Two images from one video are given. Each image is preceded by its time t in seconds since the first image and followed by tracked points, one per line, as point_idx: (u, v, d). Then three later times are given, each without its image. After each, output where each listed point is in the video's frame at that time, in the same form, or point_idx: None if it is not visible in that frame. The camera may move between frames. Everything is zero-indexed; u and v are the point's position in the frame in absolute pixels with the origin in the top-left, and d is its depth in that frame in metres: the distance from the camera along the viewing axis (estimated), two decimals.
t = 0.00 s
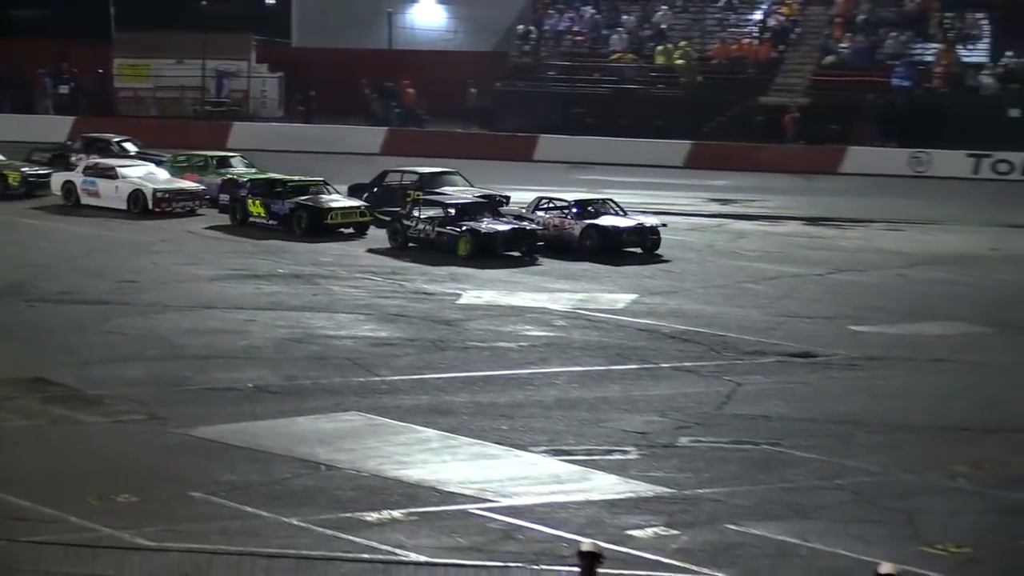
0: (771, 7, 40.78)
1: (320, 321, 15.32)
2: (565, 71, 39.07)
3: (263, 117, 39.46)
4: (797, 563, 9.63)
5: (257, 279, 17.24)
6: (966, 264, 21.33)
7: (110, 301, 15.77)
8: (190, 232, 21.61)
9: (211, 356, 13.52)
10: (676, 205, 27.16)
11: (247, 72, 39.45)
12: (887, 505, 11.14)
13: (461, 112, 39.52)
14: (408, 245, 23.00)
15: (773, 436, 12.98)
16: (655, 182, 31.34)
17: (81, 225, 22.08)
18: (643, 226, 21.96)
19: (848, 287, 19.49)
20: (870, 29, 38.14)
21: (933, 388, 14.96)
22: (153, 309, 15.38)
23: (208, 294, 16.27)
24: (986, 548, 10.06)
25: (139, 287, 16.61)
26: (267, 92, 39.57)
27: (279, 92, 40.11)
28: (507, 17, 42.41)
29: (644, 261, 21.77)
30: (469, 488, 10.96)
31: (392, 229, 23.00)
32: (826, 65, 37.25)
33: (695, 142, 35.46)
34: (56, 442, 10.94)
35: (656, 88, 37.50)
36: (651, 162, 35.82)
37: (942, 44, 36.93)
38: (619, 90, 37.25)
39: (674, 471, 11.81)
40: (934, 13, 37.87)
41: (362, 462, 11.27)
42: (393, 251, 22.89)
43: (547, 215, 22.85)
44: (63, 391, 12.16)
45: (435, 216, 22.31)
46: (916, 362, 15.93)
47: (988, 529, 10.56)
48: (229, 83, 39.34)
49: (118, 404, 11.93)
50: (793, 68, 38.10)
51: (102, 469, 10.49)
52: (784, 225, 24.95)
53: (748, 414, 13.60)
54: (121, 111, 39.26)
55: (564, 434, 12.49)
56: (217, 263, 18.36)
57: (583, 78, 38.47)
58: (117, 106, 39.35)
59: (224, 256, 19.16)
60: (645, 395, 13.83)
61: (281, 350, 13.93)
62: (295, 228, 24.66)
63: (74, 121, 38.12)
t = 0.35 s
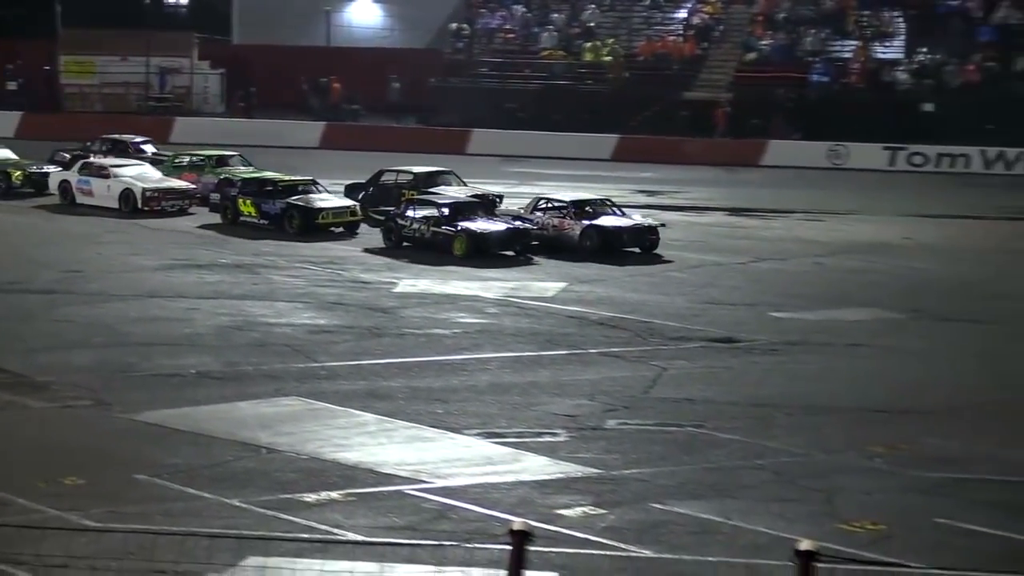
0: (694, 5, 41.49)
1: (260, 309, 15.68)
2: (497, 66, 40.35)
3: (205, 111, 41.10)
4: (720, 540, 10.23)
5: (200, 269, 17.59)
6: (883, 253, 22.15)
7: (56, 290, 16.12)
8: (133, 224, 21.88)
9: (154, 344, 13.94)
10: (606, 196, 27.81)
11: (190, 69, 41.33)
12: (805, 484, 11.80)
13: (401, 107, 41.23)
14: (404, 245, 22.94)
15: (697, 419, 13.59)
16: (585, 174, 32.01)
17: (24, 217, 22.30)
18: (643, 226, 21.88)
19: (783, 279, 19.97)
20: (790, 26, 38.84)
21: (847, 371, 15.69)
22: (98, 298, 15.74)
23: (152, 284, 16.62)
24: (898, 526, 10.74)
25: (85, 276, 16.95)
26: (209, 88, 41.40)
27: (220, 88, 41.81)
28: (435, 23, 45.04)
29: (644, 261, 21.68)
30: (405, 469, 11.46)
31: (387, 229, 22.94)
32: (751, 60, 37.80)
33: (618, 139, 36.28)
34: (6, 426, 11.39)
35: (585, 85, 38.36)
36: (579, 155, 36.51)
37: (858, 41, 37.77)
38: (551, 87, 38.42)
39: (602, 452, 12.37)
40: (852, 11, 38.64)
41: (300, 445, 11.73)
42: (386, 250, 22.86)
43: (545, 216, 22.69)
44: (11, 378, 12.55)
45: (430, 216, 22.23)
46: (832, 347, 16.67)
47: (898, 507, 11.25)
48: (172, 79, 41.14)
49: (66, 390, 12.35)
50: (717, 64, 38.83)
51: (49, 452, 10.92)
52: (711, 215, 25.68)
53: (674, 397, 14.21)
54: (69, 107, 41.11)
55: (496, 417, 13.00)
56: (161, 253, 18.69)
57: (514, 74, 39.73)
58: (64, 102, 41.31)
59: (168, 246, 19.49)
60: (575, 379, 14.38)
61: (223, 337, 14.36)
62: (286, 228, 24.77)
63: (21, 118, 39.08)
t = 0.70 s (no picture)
0: (611, 8, 42.49)
1: (201, 296, 16.31)
2: (425, 66, 41.13)
3: (149, 108, 41.25)
4: (638, 512, 11.10)
5: (143, 257, 18.21)
6: (791, 240, 23.29)
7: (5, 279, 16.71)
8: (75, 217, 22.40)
9: (100, 329, 14.63)
10: (531, 187, 28.72)
11: (134, 68, 41.31)
12: (715, 457, 12.75)
13: (331, 106, 42.28)
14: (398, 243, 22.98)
15: (616, 397, 14.49)
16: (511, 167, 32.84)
17: None
18: (636, 224, 21.99)
19: (716, 265, 20.72)
20: (702, 26, 40.07)
21: (753, 351, 16.71)
22: (45, 286, 16.34)
23: (96, 272, 17.22)
24: (803, 496, 11.69)
25: (33, 264, 17.53)
26: (152, 85, 41.74)
27: (163, 87, 42.27)
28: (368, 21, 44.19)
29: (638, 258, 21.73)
30: (340, 446, 12.22)
31: (378, 228, 23.01)
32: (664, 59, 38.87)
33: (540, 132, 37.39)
34: None
35: (508, 82, 39.28)
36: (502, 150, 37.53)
37: (766, 41, 39.23)
38: (477, 83, 39.39)
39: (527, 429, 13.22)
40: (759, 13, 40.18)
41: (240, 424, 12.46)
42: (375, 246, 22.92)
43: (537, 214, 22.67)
44: None
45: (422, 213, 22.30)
46: (741, 328, 17.70)
47: (800, 479, 12.22)
48: (116, 78, 41.19)
49: (18, 374, 13.03)
50: (634, 63, 39.98)
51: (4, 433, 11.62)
52: (631, 205, 26.66)
53: (594, 377, 15.10)
54: (17, 104, 40.39)
55: (427, 397, 13.79)
56: (105, 243, 19.26)
57: (441, 71, 40.53)
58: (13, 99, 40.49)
59: (112, 236, 20.07)
60: (501, 361, 15.22)
61: (166, 322, 15.05)
62: (280, 224, 24.94)
63: None
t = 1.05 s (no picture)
0: (552, 11, 43.77)
1: (165, 286, 17.11)
2: (377, 66, 41.87)
3: (115, 106, 42.42)
4: (579, 486, 12.01)
5: (109, 249, 19.04)
6: (726, 231, 24.42)
7: None
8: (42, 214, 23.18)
9: (69, 316, 15.46)
10: (477, 180, 29.72)
11: (99, 67, 42.65)
12: (650, 434, 13.70)
13: (285, 106, 43.60)
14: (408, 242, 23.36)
15: (557, 378, 15.42)
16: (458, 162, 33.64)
17: None
18: (651, 223, 22.51)
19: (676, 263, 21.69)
20: (636, 28, 41.24)
21: (686, 335, 17.72)
22: (17, 276, 17.17)
23: (66, 263, 18.05)
24: (732, 470, 12.64)
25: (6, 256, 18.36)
26: (117, 85, 42.66)
27: (128, 86, 43.15)
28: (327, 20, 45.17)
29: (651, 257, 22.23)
30: (296, 426, 13.05)
31: (390, 228, 23.40)
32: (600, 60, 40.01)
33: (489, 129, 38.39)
34: None
35: (454, 82, 40.24)
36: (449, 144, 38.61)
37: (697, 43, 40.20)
38: (426, 83, 40.31)
39: (475, 409, 14.09)
40: (691, 18, 41.09)
41: (202, 405, 13.25)
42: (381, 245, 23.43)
43: (555, 217, 23.14)
44: None
45: (434, 213, 22.73)
46: (675, 314, 18.71)
47: (728, 455, 13.15)
48: (82, 77, 42.43)
49: None
50: (572, 64, 40.94)
51: None
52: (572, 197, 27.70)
53: (536, 359, 16.03)
54: None
55: (379, 379, 14.64)
56: (72, 235, 20.08)
57: (389, 72, 41.31)
58: None
59: (80, 229, 20.90)
60: (448, 344, 16.09)
61: (131, 310, 15.90)
62: (294, 226, 25.19)
63: None
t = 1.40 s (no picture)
0: (483, 16, 44.61)
1: (116, 278, 18.00)
2: (318, 69, 42.16)
3: (67, 106, 43.92)
4: (509, 467, 12.91)
5: (63, 243, 19.93)
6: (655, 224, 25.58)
7: None
8: None
9: (23, 307, 16.31)
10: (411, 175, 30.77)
11: (53, 70, 44.14)
12: (576, 417, 14.65)
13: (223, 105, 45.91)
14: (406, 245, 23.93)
15: (488, 364, 16.34)
16: (395, 160, 34.44)
17: None
18: (648, 227, 23.06)
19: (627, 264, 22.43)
20: (563, 33, 42.37)
21: (613, 323, 18.72)
22: None
23: (22, 256, 18.94)
24: (653, 451, 13.58)
25: None
26: (70, 86, 44.14)
27: (79, 88, 44.65)
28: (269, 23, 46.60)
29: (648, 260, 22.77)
30: (242, 411, 13.84)
31: (386, 230, 24.00)
32: (530, 62, 41.30)
33: (424, 129, 39.01)
34: None
35: (390, 84, 40.90)
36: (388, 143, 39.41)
37: (620, 47, 41.39)
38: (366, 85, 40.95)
39: (411, 394, 14.97)
40: (614, 23, 42.36)
41: (152, 391, 14.00)
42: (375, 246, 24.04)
43: (554, 220, 23.70)
44: None
45: (433, 217, 23.33)
46: (603, 304, 19.70)
47: (651, 437, 14.10)
48: (36, 80, 43.77)
49: None
50: (501, 66, 41.75)
51: None
52: (504, 194, 28.66)
53: (469, 346, 16.92)
54: None
55: (321, 365, 15.50)
56: (25, 230, 20.93)
57: (328, 74, 41.69)
58: None
59: (33, 223, 21.81)
60: (385, 332, 16.96)
61: (83, 301, 16.77)
62: (292, 229, 25.39)
63: None
